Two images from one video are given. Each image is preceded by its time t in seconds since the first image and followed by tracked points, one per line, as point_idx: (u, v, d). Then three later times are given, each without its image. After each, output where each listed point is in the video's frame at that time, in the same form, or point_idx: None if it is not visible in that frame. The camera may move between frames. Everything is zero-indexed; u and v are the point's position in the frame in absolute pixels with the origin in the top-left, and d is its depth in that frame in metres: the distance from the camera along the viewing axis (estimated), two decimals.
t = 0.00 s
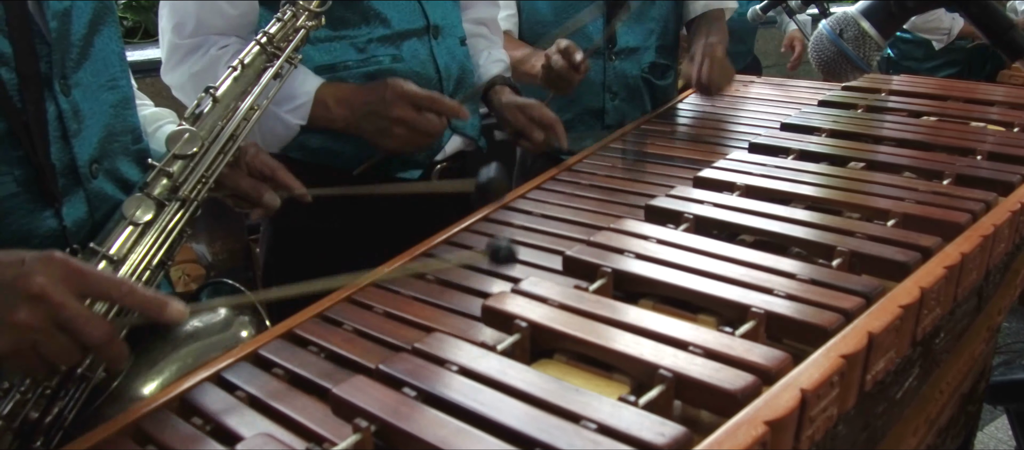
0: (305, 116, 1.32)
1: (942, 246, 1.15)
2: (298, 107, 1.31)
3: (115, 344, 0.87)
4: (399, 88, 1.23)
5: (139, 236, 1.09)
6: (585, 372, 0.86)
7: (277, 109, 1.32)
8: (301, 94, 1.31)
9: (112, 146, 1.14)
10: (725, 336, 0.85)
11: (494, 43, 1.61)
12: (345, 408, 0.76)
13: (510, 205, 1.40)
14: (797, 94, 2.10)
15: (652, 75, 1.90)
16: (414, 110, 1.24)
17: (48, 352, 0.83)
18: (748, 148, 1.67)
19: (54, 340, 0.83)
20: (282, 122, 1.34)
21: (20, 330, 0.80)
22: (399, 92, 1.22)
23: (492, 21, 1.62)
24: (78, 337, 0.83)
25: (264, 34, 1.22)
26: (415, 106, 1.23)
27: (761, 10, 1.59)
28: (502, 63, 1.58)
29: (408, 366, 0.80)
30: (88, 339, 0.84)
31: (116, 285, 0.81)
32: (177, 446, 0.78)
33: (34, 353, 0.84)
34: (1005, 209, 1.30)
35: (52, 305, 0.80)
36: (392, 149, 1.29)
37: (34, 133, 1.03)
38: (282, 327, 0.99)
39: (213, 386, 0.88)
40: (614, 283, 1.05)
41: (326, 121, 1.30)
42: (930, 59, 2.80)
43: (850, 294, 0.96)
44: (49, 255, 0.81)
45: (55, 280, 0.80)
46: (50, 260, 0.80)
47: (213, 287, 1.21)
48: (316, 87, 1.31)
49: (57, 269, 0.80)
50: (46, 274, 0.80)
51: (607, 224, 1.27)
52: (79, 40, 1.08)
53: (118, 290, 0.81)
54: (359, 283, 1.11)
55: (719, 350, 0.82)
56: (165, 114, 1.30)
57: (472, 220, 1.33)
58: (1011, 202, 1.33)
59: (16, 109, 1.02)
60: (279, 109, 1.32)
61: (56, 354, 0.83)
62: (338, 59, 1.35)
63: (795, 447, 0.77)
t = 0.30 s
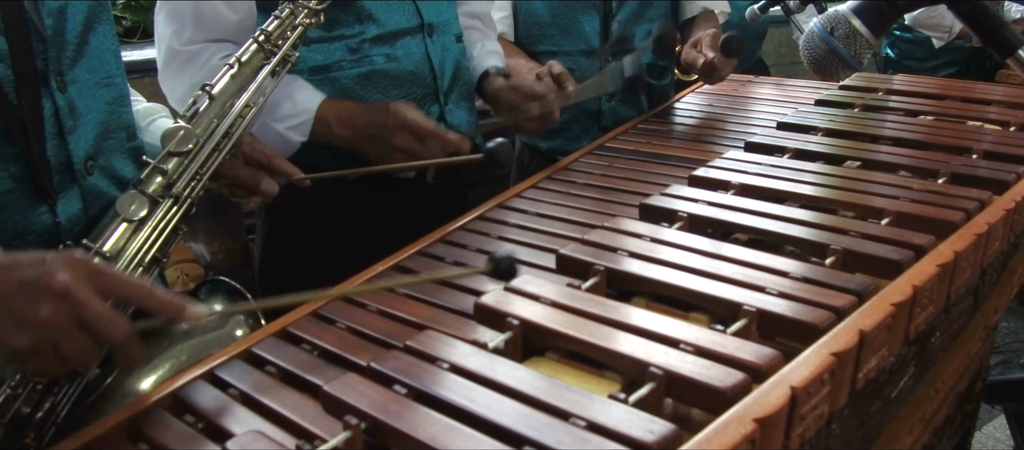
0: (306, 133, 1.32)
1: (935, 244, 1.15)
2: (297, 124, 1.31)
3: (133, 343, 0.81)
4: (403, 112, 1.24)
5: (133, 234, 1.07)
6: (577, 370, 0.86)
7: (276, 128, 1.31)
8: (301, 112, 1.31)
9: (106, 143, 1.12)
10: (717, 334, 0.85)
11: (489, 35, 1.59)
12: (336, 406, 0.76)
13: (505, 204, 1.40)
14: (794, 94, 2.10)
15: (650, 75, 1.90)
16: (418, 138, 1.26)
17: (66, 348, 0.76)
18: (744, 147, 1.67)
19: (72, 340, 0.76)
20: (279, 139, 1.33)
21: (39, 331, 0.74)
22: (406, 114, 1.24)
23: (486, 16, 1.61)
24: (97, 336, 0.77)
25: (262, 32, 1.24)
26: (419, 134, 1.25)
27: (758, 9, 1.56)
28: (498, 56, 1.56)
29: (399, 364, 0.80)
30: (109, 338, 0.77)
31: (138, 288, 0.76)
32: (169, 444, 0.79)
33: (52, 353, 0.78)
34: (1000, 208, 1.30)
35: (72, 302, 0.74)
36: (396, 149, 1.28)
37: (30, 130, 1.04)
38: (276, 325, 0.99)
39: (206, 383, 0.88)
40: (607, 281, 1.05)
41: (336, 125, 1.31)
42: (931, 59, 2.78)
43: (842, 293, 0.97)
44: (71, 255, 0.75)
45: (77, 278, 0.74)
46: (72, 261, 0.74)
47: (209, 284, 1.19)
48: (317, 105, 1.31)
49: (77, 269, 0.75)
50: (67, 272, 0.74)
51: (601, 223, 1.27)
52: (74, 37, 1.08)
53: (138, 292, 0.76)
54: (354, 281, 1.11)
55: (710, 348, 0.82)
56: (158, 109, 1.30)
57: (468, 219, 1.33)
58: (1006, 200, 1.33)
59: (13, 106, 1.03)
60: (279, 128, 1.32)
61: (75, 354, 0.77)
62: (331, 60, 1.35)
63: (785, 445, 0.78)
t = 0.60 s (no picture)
0: (353, 143, 1.35)
1: (924, 244, 1.17)
2: (344, 134, 1.34)
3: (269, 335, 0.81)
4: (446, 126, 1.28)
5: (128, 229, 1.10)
6: (566, 367, 0.88)
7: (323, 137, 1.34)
8: (346, 121, 1.34)
9: (101, 140, 1.14)
10: (704, 332, 0.87)
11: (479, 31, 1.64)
12: (328, 402, 0.77)
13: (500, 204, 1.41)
14: (789, 94, 2.11)
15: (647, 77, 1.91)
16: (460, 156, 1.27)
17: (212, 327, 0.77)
18: (738, 148, 1.69)
19: (220, 320, 0.77)
20: (326, 148, 1.36)
21: (197, 305, 0.76)
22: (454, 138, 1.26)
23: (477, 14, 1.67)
24: (243, 320, 0.78)
25: (250, 32, 1.25)
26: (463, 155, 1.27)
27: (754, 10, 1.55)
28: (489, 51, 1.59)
29: (390, 361, 0.82)
30: (254, 324, 0.78)
31: (287, 270, 0.81)
32: (163, 439, 0.80)
33: (195, 333, 0.78)
34: (990, 208, 1.31)
35: (230, 282, 0.76)
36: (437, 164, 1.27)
37: (25, 127, 1.07)
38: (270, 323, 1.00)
39: (200, 380, 0.90)
40: (598, 280, 1.06)
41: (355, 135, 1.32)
42: (928, 60, 2.79)
43: (830, 291, 0.98)
44: (236, 233, 0.79)
45: (236, 258, 0.78)
46: (234, 238, 0.78)
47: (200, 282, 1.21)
48: (362, 115, 1.34)
49: (236, 246, 0.78)
50: (230, 251, 0.77)
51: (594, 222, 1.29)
52: (68, 37, 1.09)
53: (296, 281, 0.80)
54: (348, 281, 1.12)
55: (697, 346, 0.84)
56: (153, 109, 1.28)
57: (463, 218, 1.34)
58: (996, 201, 1.34)
59: (9, 104, 1.07)
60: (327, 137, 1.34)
61: (217, 335, 0.78)
62: (323, 60, 1.37)
63: (770, 441, 0.79)
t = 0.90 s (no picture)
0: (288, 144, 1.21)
1: (919, 239, 1.17)
2: (281, 134, 1.21)
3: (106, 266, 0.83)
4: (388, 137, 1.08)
5: (131, 226, 1.14)
6: (561, 360, 0.88)
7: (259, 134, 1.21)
8: (287, 122, 1.22)
9: (105, 138, 1.16)
10: (698, 325, 0.87)
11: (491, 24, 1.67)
12: (324, 393, 0.78)
13: (497, 201, 1.42)
14: (788, 93, 2.11)
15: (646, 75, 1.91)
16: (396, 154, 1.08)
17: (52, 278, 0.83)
18: (735, 145, 1.69)
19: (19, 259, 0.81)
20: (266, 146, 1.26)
21: None
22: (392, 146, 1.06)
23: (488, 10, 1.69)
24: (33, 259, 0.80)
25: (255, 31, 1.26)
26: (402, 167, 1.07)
27: (755, 8, 1.50)
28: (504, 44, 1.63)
29: (387, 353, 0.82)
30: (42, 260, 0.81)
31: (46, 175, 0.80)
32: (162, 431, 0.81)
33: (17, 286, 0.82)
34: (985, 204, 1.31)
35: None
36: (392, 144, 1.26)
37: (29, 125, 1.07)
38: (268, 318, 1.01)
39: (199, 373, 0.90)
40: (593, 275, 1.06)
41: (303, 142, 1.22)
42: (926, 59, 2.80)
43: (824, 285, 0.98)
44: None
45: None
46: None
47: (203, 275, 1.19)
48: (303, 115, 1.22)
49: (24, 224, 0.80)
50: None
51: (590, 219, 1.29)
52: (72, 35, 1.10)
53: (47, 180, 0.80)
54: (346, 277, 1.13)
55: (691, 338, 0.84)
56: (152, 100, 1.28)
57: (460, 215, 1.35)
58: (991, 196, 1.35)
59: (11, 101, 1.05)
60: (266, 138, 1.23)
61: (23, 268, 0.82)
62: (325, 58, 1.35)
63: (763, 433, 0.79)
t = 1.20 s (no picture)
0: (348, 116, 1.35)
1: (916, 235, 1.18)
2: (341, 107, 1.34)
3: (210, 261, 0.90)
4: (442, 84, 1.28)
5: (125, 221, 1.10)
6: (562, 353, 0.89)
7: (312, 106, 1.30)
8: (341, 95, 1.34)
9: (100, 137, 1.15)
10: (696, 318, 0.88)
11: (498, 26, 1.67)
12: (326, 385, 0.79)
13: (498, 198, 1.43)
14: (787, 92, 2.12)
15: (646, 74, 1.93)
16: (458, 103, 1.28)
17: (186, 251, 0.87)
18: (734, 143, 1.70)
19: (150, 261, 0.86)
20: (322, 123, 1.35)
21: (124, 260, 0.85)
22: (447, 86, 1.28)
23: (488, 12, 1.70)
24: (173, 255, 0.87)
25: (253, 28, 1.26)
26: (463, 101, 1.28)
27: (754, 8, 1.54)
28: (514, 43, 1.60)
29: (388, 346, 0.83)
30: (182, 256, 0.87)
31: (194, 202, 0.87)
32: (166, 422, 0.82)
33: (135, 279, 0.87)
34: (983, 201, 1.32)
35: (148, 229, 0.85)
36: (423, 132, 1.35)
37: (24, 123, 1.08)
38: (271, 312, 1.02)
39: (202, 367, 0.91)
40: (593, 269, 1.07)
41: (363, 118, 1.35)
42: (926, 58, 2.80)
43: (822, 280, 0.99)
44: (134, 189, 0.86)
45: (145, 209, 0.85)
46: (134, 192, 0.86)
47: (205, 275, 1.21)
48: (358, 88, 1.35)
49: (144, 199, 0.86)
50: (136, 205, 0.85)
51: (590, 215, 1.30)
52: (68, 34, 1.11)
53: (196, 204, 0.87)
54: (347, 272, 1.14)
55: (690, 331, 0.85)
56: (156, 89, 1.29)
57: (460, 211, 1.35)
58: (988, 193, 1.36)
59: (6, 100, 1.06)
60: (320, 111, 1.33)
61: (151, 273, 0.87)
62: (326, 55, 1.39)
63: (761, 424, 0.80)
